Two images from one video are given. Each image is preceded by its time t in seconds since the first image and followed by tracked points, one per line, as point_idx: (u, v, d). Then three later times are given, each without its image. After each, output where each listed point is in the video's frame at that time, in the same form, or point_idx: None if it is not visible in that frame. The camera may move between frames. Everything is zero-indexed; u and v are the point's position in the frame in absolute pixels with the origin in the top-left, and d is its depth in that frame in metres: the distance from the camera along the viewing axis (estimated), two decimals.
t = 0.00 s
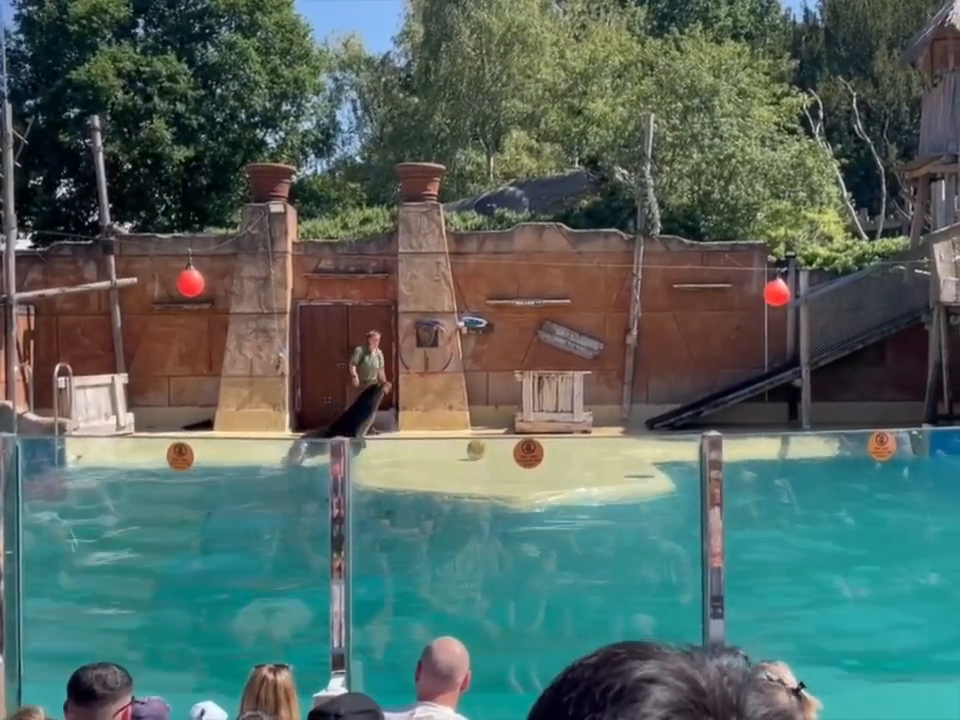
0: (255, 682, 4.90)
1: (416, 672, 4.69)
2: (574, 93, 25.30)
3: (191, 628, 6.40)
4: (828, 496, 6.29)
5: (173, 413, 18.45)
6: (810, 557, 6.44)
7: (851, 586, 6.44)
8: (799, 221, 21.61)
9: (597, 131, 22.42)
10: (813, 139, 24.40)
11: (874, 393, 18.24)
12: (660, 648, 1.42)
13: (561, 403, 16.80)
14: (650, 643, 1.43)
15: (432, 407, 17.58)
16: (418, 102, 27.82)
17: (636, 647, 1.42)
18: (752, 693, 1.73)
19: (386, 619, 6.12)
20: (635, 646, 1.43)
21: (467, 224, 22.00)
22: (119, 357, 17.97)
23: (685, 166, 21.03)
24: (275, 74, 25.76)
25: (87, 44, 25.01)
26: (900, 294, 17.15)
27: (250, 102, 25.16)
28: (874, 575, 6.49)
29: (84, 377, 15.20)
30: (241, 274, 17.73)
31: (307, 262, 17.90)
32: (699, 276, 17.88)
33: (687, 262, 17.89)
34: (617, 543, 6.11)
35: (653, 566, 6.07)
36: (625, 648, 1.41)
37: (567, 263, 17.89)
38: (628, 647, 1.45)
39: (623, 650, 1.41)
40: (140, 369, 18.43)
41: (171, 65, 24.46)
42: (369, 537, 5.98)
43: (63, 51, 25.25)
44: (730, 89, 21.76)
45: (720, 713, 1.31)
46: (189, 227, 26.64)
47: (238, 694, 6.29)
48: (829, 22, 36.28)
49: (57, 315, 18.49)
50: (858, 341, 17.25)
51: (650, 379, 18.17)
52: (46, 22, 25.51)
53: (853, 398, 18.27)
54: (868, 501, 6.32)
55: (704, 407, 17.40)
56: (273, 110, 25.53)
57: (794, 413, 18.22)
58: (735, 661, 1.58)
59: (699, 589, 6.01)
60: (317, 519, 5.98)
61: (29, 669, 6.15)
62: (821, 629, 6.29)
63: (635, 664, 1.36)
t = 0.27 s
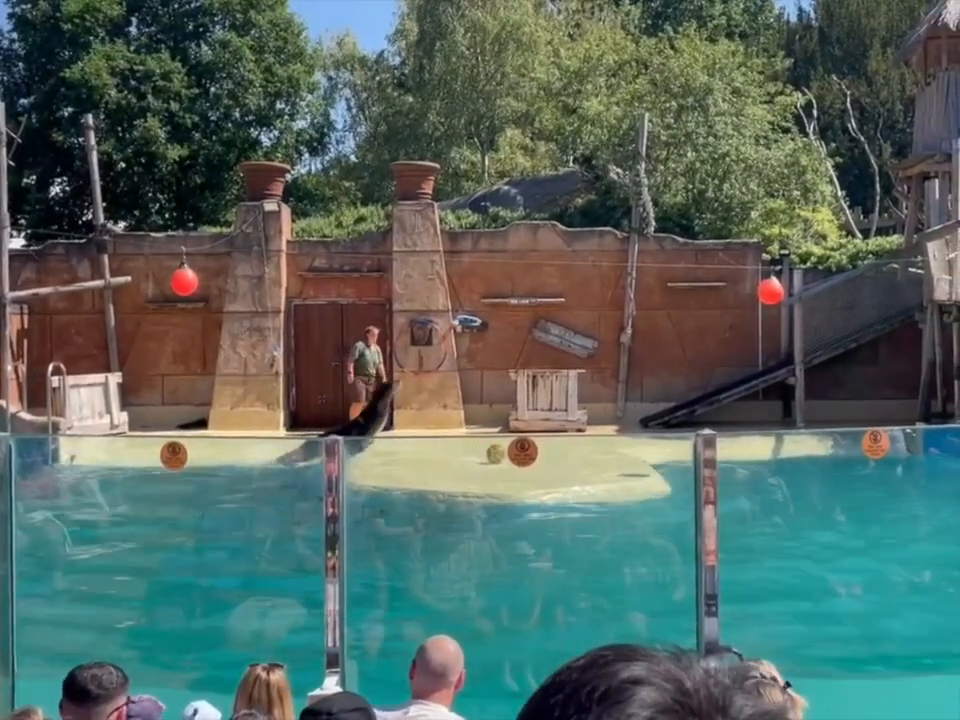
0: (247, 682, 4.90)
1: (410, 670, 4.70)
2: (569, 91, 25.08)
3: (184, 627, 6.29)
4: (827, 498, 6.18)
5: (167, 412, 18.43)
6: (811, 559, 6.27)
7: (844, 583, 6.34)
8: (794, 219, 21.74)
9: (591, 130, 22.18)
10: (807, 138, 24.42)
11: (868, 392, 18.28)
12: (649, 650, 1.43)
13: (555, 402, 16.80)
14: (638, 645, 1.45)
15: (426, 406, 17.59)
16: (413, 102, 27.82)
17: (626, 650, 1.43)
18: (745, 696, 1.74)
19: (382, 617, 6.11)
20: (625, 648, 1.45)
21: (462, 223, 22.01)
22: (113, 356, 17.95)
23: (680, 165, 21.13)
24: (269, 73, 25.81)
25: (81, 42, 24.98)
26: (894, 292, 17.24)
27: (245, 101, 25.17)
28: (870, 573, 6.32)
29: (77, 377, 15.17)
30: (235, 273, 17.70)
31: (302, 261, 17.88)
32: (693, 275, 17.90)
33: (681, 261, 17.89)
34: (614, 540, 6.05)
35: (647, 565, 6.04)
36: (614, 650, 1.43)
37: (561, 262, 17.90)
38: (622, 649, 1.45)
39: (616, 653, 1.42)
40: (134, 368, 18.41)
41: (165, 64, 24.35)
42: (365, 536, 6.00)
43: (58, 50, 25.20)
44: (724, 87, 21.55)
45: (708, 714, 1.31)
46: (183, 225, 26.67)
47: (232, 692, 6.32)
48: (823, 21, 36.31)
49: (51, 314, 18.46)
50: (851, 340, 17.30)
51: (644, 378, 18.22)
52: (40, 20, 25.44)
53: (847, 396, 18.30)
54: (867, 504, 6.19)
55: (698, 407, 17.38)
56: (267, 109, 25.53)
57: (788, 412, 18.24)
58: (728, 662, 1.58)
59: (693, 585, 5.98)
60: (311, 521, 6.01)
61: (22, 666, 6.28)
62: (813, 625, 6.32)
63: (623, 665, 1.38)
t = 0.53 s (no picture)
0: (241, 682, 4.89)
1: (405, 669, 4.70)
2: (563, 90, 25.09)
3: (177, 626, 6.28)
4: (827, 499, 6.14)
5: (161, 411, 18.40)
6: (805, 554, 6.28)
7: (839, 582, 6.33)
8: (786, 218, 22.03)
9: (585, 128, 22.33)
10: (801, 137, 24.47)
11: (861, 389, 18.32)
12: (639, 650, 1.44)
13: (549, 400, 16.79)
14: (628, 645, 1.45)
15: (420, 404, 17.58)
16: (406, 99, 28.08)
17: (617, 649, 1.44)
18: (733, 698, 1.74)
19: (376, 616, 6.11)
20: (617, 648, 1.45)
21: (456, 221, 22.02)
22: (106, 355, 17.92)
23: (673, 164, 21.13)
24: (262, 71, 25.75)
25: (73, 41, 24.75)
26: (886, 291, 17.13)
27: (237, 99, 25.14)
28: (864, 571, 6.33)
29: (70, 375, 15.14)
30: (229, 271, 17.68)
31: (295, 259, 17.86)
32: (686, 273, 17.93)
33: (675, 259, 17.95)
34: (606, 535, 6.10)
35: (638, 561, 6.06)
36: (605, 651, 1.43)
37: (555, 261, 17.91)
38: (616, 648, 1.45)
39: (606, 652, 1.42)
40: (127, 366, 18.38)
41: (158, 62, 24.24)
42: (361, 536, 6.02)
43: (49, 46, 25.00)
44: (717, 85, 21.66)
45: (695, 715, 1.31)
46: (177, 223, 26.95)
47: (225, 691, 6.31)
48: (817, 20, 36.38)
49: (44, 313, 18.43)
50: (845, 338, 17.32)
51: (638, 375, 18.21)
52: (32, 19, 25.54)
53: (840, 394, 18.32)
54: (865, 504, 6.16)
55: (692, 403, 17.42)
56: (260, 107, 25.52)
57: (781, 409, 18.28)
58: (716, 660, 1.58)
59: (686, 583, 6.02)
60: (306, 519, 6.05)
61: (17, 666, 6.29)
62: (808, 623, 6.32)
63: (614, 665, 1.38)
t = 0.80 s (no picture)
0: (234, 681, 4.89)
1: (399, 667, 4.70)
2: (555, 87, 24.96)
3: (171, 625, 6.28)
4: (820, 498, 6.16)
5: (154, 410, 18.37)
6: (799, 552, 6.30)
7: (830, 578, 6.36)
8: (780, 216, 21.66)
9: (578, 126, 22.50)
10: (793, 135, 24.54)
11: (854, 387, 18.36)
12: (633, 650, 1.44)
13: (543, 398, 16.79)
14: (622, 646, 1.46)
15: (414, 403, 17.58)
16: (399, 98, 28.26)
17: (611, 648, 1.44)
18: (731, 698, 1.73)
19: (370, 614, 6.09)
20: (612, 649, 1.45)
21: (449, 219, 22.04)
22: (99, 354, 17.89)
23: (666, 162, 21.17)
24: (255, 69, 25.62)
25: (65, 39, 24.84)
26: (878, 289, 17.12)
27: (230, 97, 25.04)
28: (858, 567, 6.36)
29: (63, 374, 15.12)
30: (222, 270, 17.66)
31: (288, 257, 17.84)
32: (679, 271, 17.97)
33: (668, 257, 17.97)
34: (601, 535, 6.08)
35: (631, 561, 6.05)
36: (600, 649, 1.44)
37: (548, 259, 17.92)
38: (612, 647, 1.45)
39: (601, 651, 1.42)
40: (120, 365, 18.36)
41: (150, 60, 24.20)
42: (354, 535, 6.00)
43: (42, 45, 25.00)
44: (710, 84, 21.75)
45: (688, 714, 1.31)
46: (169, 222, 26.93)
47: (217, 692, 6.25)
48: (809, 19, 36.50)
49: (36, 312, 18.39)
50: (838, 335, 17.34)
51: (632, 373, 18.18)
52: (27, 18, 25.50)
53: (833, 392, 18.36)
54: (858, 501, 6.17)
55: (686, 402, 17.53)
56: (253, 105, 25.45)
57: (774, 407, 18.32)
58: (710, 660, 1.58)
59: (678, 581, 6.01)
60: (300, 518, 6.03)
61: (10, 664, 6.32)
62: (801, 621, 6.34)
63: (607, 664, 1.39)
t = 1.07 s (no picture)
0: (226, 679, 4.89)
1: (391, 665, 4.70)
2: (548, 86, 25.30)
3: (164, 624, 6.28)
4: (814, 494, 6.16)
5: (145, 408, 18.34)
6: (789, 548, 6.32)
7: (822, 577, 6.37)
8: (771, 214, 21.79)
9: (571, 125, 22.61)
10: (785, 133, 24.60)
11: (845, 385, 18.39)
12: (632, 650, 1.44)
13: (536, 397, 16.80)
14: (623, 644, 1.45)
15: (406, 401, 17.57)
16: (393, 97, 28.24)
17: (613, 649, 1.44)
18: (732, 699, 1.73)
19: (362, 613, 6.13)
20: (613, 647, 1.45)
21: (441, 217, 22.05)
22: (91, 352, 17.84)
23: (658, 160, 21.15)
24: (247, 67, 25.65)
25: (56, 37, 24.72)
26: (870, 286, 17.29)
27: (222, 95, 25.01)
28: (849, 566, 6.35)
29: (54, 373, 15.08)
30: (213, 268, 17.63)
31: (280, 256, 17.82)
32: (671, 269, 18.01)
33: (660, 256, 17.99)
34: (593, 533, 6.09)
35: (622, 559, 6.06)
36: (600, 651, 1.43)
37: (540, 257, 17.93)
38: (614, 647, 1.45)
39: (602, 651, 1.42)
40: (112, 364, 18.32)
41: (141, 58, 24.10)
42: (346, 532, 5.95)
43: (33, 41, 24.82)
44: (704, 82, 21.77)
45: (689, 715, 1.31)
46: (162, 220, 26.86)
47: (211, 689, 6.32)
48: (800, 18, 36.61)
49: (27, 310, 18.33)
50: (830, 334, 17.37)
51: (624, 371, 18.22)
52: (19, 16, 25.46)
53: (825, 390, 18.39)
54: (851, 500, 6.18)
55: (678, 399, 17.56)
56: (245, 103, 25.41)
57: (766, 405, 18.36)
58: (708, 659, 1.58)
59: (670, 580, 5.99)
60: (292, 515, 6.02)
61: None
62: (795, 617, 6.32)
63: (608, 663, 1.38)
